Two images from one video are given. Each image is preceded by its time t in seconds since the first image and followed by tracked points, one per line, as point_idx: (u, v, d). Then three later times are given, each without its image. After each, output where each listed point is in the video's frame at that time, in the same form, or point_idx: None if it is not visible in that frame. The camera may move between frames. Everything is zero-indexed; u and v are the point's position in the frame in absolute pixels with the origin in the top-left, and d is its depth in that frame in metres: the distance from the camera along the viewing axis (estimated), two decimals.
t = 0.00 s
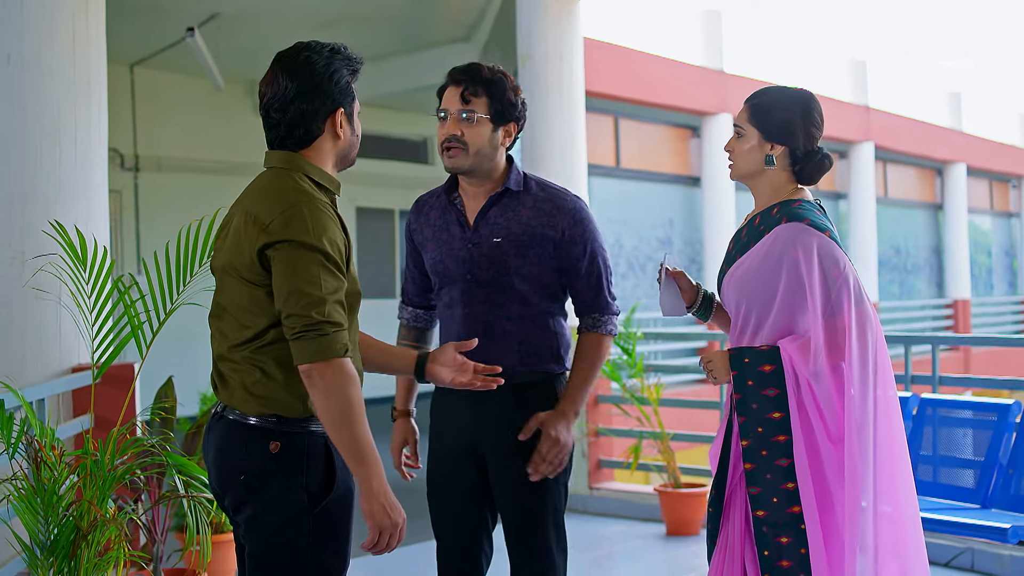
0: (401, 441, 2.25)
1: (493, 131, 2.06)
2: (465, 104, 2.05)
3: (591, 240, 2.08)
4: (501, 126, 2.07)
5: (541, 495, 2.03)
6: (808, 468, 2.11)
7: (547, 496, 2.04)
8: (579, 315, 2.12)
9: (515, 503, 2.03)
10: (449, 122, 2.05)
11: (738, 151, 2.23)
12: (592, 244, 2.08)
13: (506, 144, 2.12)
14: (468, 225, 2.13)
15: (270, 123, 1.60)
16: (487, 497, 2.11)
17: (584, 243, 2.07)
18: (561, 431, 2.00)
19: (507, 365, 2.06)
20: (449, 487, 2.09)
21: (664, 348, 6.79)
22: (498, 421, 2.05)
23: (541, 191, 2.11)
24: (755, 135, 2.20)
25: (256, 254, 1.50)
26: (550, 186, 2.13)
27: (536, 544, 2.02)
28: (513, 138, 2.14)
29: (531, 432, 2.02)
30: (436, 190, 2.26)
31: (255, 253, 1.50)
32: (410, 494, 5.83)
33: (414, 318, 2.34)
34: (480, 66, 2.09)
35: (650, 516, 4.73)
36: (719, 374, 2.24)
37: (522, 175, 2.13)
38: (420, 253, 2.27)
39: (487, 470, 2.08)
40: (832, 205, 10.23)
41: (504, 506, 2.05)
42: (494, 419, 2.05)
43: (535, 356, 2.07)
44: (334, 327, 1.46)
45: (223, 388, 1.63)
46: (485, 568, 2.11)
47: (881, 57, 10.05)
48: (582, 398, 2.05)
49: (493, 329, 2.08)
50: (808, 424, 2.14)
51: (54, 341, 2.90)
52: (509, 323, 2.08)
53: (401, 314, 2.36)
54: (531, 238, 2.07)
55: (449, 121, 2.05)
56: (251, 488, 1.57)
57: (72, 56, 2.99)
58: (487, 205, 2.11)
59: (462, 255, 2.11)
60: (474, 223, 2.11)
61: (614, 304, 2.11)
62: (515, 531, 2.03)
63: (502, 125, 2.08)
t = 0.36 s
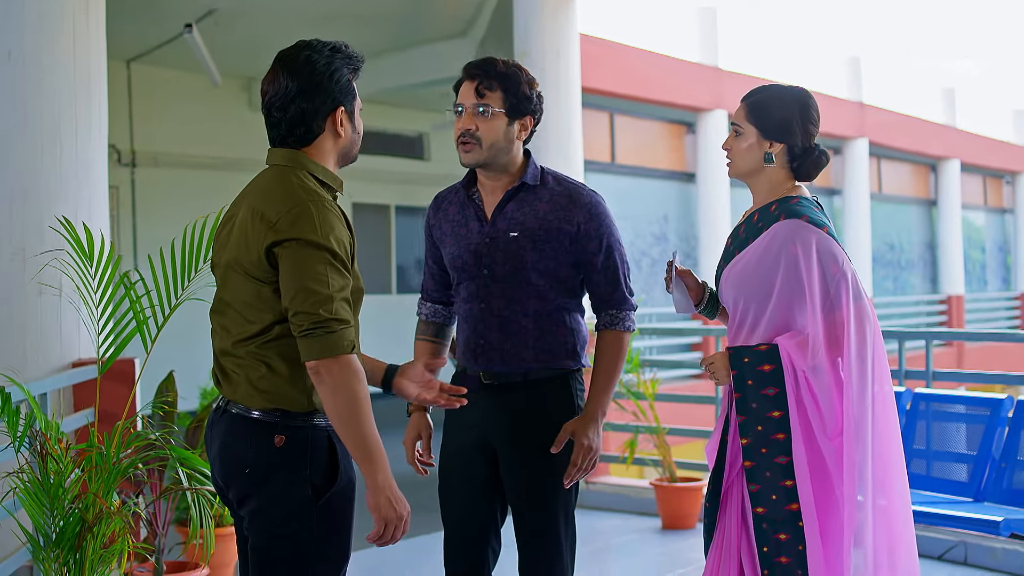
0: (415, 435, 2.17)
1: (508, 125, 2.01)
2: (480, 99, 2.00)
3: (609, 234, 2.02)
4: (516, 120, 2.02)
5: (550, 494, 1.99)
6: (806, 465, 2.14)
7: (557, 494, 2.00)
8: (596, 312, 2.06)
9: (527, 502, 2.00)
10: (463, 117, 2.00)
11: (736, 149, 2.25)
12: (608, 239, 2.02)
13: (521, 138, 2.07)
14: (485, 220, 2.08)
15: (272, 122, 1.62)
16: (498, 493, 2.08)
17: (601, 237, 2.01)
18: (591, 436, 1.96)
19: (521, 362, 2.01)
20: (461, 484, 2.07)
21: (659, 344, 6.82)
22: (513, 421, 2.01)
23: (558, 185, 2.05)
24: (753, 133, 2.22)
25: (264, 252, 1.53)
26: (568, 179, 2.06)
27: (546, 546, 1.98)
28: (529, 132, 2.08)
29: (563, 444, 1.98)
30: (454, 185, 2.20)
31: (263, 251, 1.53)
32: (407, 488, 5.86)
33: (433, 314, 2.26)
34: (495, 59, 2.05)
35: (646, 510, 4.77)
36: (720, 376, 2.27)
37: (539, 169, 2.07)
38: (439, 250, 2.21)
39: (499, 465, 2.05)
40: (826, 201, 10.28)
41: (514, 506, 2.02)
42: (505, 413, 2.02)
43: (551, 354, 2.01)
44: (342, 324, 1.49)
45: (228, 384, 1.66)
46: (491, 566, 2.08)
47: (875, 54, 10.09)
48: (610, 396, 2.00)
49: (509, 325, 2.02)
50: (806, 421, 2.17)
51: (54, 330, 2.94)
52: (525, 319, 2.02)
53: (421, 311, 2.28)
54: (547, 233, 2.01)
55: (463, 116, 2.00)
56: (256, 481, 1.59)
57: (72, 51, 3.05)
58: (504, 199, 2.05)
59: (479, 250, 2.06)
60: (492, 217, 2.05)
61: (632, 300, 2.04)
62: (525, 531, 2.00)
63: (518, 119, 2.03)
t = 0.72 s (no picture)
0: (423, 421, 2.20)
1: (519, 124, 2.03)
2: (492, 97, 2.02)
3: (616, 231, 2.04)
4: (528, 118, 2.04)
5: (554, 491, 2.02)
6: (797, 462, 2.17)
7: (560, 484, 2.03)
8: (603, 308, 2.08)
9: (530, 496, 2.03)
10: (476, 115, 2.03)
11: (730, 147, 2.28)
12: (616, 235, 2.04)
13: (533, 136, 2.09)
14: (496, 215, 2.10)
15: (273, 121, 1.64)
16: (502, 484, 2.11)
17: (608, 234, 2.04)
18: (603, 434, 2.01)
19: (528, 356, 2.04)
20: (463, 479, 2.09)
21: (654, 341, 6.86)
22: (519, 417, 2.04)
23: (568, 181, 2.07)
24: (747, 132, 2.25)
25: (267, 250, 1.55)
26: (577, 176, 2.09)
27: (549, 539, 2.02)
28: (541, 130, 2.10)
29: (576, 444, 2.02)
30: (465, 179, 2.22)
31: (266, 249, 1.55)
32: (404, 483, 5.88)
33: (438, 304, 2.29)
34: (508, 58, 2.07)
35: (642, 505, 4.80)
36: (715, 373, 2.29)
37: (549, 165, 2.10)
38: (447, 243, 2.24)
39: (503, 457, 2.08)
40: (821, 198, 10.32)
41: (518, 502, 2.05)
42: (508, 406, 2.05)
43: (557, 349, 2.04)
44: (342, 322, 1.51)
45: (231, 379, 1.68)
46: (488, 562, 2.10)
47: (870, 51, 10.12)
48: (617, 389, 2.03)
49: (516, 320, 2.06)
50: (798, 417, 2.20)
51: (55, 326, 2.94)
52: (533, 315, 2.05)
53: (423, 301, 2.30)
54: (557, 228, 2.04)
55: (476, 114, 2.03)
56: (259, 475, 1.62)
57: (73, 50, 3.06)
58: (515, 194, 2.08)
59: (491, 245, 2.09)
60: (503, 212, 2.08)
61: (638, 296, 2.06)
62: (529, 523, 2.03)
63: (529, 117, 2.05)
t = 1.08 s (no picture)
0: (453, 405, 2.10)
1: (516, 125, 2.05)
2: (489, 99, 2.04)
3: (617, 228, 2.10)
4: (524, 120, 2.06)
5: (551, 485, 2.05)
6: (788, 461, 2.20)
7: (557, 477, 2.06)
8: (603, 304, 2.14)
9: (527, 490, 2.06)
10: (472, 117, 2.04)
11: (724, 146, 2.31)
12: (617, 232, 2.10)
13: (529, 138, 2.11)
14: (498, 215, 2.12)
15: (272, 119, 1.67)
16: (499, 478, 2.14)
17: (610, 231, 2.09)
18: (612, 426, 2.07)
19: (527, 353, 2.07)
20: (460, 474, 2.11)
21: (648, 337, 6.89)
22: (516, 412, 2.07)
23: (567, 180, 2.11)
24: (741, 130, 2.27)
25: (269, 248, 1.57)
26: (576, 175, 2.13)
27: (544, 531, 2.04)
28: (537, 132, 2.12)
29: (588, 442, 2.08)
30: (461, 179, 2.22)
31: (268, 247, 1.57)
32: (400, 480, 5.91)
33: (435, 305, 2.21)
34: (503, 61, 2.09)
35: (636, 500, 4.84)
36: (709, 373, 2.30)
37: (547, 166, 2.14)
38: (445, 242, 2.21)
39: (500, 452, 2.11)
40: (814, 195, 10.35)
41: (515, 496, 2.08)
42: (505, 400, 2.08)
43: (556, 344, 2.08)
44: (343, 319, 1.53)
45: (230, 374, 1.70)
46: (486, 553, 2.13)
47: (861, 49, 10.17)
48: (621, 380, 2.09)
49: (517, 317, 2.09)
50: (792, 415, 2.23)
51: (54, 320, 2.97)
52: (533, 312, 2.09)
53: (417, 300, 2.22)
54: (562, 228, 2.08)
55: (472, 116, 2.05)
56: (259, 470, 1.64)
57: (71, 46, 3.09)
58: (517, 195, 2.10)
59: (493, 245, 2.11)
60: (505, 213, 2.10)
61: (637, 291, 2.13)
62: (525, 516, 2.06)
63: (525, 120, 2.07)
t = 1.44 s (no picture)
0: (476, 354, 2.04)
1: (513, 121, 2.07)
2: (486, 95, 2.07)
3: (614, 224, 2.13)
4: (521, 115, 2.08)
5: (549, 477, 2.08)
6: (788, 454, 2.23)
7: (555, 469, 2.09)
8: (601, 298, 2.16)
9: (526, 483, 2.08)
10: (471, 113, 2.07)
11: (724, 143, 2.33)
12: (615, 228, 2.14)
13: (525, 134, 2.14)
14: (497, 211, 2.14)
15: (274, 117, 1.69)
16: (497, 469, 2.17)
17: (608, 227, 2.12)
18: (617, 418, 2.10)
19: (526, 348, 2.10)
20: (459, 466, 2.14)
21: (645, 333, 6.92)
22: (516, 406, 2.09)
23: (566, 177, 2.13)
24: (740, 128, 2.30)
25: (272, 243, 1.59)
26: (574, 172, 2.15)
27: (542, 524, 2.07)
28: (533, 128, 2.15)
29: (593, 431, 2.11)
30: (459, 175, 2.24)
31: (271, 242, 1.59)
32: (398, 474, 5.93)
33: (431, 293, 2.23)
34: (501, 58, 2.11)
35: (634, 493, 4.88)
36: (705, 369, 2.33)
37: (546, 163, 2.16)
38: (442, 236, 2.23)
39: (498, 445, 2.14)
40: (809, 190, 10.37)
41: (514, 488, 2.10)
42: (504, 395, 2.10)
43: (553, 337, 2.11)
44: (346, 314, 1.56)
45: (233, 368, 1.72)
46: (485, 543, 2.16)
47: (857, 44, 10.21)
48: (622, 373, 2.13)
49: (517, 311, 2.11)
50: (791, 408, 2.26)
51: (58, 315, 3.00)
52: (532, 307, 2.11)
53: (412, 291, 2.22)
54: (561, 224, 2.11)
55: (471, 112, 2.07)
56: (264, 462, 1.66)
57: (71, 43, 3.12)
58: (516, 191, 2.12)
59: (494, 240, 2.13)
60: (504, 209, 2.12)
61: (636, 285, 2.16)
62: (523, 508, 2.09)
63: (522, 115, 2.09)
